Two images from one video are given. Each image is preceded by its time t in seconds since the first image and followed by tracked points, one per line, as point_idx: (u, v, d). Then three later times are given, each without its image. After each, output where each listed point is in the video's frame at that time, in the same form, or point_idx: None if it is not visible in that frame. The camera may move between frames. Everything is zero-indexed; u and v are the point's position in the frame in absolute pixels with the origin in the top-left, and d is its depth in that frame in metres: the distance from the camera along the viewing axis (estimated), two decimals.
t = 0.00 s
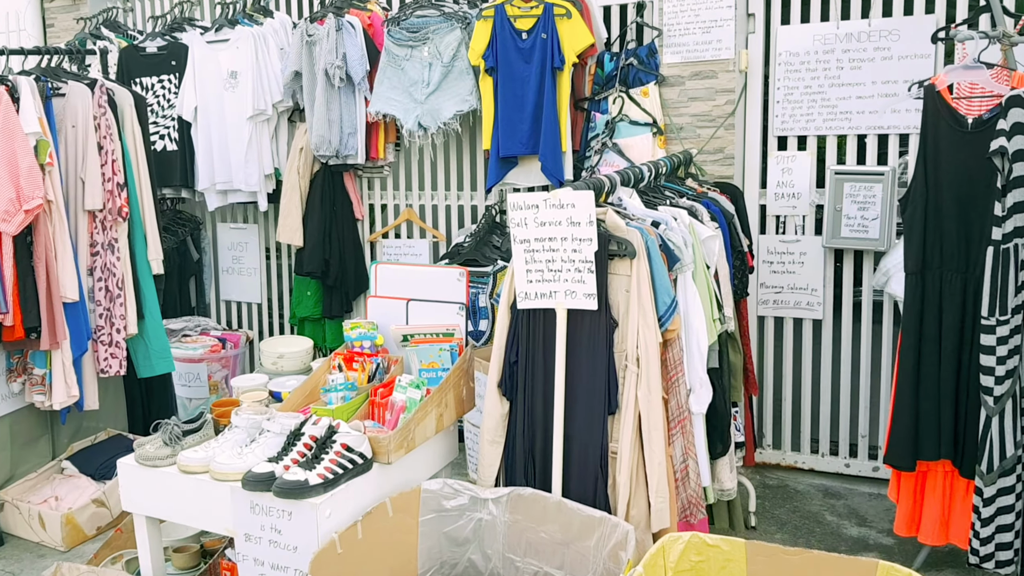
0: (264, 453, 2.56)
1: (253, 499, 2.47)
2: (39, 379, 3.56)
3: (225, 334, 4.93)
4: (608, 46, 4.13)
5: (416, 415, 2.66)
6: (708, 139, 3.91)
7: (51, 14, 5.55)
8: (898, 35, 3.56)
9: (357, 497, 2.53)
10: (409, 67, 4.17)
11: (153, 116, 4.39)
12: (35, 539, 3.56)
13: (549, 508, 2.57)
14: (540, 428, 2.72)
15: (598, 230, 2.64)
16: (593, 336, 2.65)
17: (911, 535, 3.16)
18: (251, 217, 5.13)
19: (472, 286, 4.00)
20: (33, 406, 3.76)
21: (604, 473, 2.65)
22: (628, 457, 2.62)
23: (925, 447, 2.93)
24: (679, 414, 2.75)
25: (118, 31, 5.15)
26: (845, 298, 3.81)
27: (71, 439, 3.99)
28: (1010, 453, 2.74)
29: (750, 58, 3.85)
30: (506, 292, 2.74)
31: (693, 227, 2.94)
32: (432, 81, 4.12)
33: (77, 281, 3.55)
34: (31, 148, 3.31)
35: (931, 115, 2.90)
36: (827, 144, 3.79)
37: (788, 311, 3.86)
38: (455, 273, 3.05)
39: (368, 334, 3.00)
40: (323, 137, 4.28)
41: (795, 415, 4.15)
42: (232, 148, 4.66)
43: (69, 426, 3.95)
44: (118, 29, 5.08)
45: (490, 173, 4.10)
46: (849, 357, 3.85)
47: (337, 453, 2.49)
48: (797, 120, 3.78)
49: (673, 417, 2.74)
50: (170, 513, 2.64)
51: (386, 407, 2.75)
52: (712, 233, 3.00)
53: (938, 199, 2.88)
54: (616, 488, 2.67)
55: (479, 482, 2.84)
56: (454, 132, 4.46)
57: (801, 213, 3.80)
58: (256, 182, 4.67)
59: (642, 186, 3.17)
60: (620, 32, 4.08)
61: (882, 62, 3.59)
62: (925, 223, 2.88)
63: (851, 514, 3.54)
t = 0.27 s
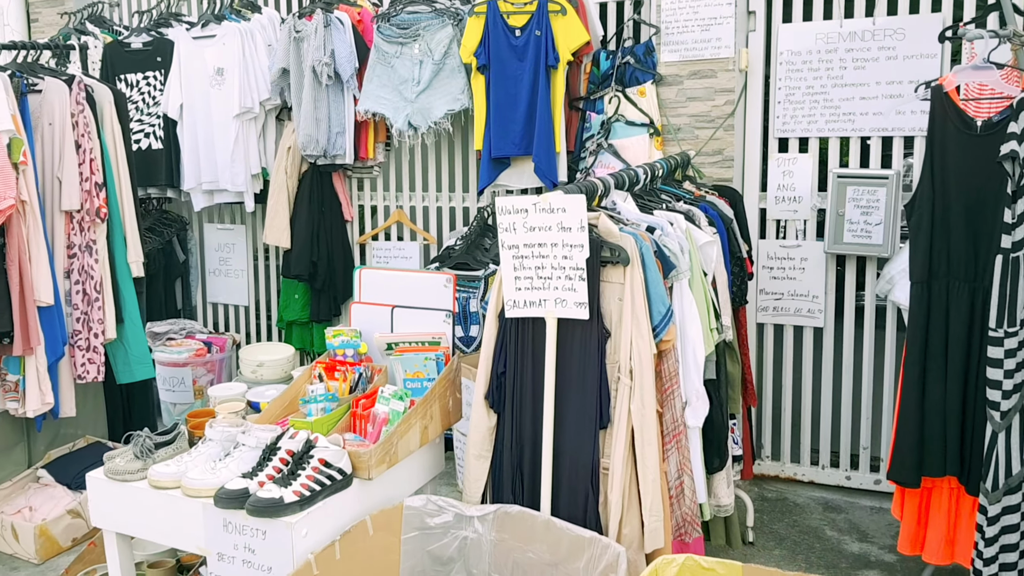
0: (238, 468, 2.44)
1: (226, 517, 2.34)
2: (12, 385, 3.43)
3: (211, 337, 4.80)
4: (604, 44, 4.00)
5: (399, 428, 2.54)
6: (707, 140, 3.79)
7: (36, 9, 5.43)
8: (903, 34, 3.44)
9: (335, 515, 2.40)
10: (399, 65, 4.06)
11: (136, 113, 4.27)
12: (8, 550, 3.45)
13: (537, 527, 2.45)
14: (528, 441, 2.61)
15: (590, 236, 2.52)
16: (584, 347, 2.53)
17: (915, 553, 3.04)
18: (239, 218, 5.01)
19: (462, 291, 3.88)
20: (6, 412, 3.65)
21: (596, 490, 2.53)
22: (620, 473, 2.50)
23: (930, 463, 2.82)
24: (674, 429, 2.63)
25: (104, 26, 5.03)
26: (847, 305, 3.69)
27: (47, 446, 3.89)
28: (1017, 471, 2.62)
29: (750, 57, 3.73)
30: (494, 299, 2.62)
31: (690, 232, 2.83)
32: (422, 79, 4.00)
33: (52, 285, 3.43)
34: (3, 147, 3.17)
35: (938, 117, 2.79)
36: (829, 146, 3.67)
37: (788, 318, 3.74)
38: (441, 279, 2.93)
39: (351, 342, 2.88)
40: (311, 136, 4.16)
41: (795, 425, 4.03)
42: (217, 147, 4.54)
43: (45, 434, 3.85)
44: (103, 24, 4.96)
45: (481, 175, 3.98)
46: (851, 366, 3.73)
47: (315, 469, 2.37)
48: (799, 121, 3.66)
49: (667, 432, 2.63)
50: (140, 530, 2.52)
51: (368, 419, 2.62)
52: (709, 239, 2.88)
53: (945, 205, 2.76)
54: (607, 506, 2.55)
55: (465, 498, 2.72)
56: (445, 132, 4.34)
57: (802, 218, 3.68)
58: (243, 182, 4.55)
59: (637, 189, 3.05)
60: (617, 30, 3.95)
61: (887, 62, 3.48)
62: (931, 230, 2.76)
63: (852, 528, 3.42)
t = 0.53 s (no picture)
0: (217, 477, 2.34)
1: (203, 528, 2.25)
2: None
3: (200, 338, 4.70)
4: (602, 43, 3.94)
5: (384, 437, 2.44)
6: (707, 141, 3.69)
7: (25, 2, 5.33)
8: (909, 34, 3.35)
9: (316, 527, 2.31)
10: (392, 61, 3.96)
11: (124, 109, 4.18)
12: None
13: (526, 541, 2.36)
14: (518, 451, 2.51)
15: (584, 239, 2.43)
16: (577, 354, 2.44)
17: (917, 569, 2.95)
18: (229, 216, 4.91)
19: (454, 293, 3.79)
20: None
21: (588, 503, 2.44)
22: (614, 486, 2.40)
23: (934, 477, 2.72)
24: (670, 439, 2.53)
25: (93, 21, 4.93)
26: (849, 312, 3.60)
27: (29, 449, 3.80)
28: None
29: (752, 56, 3.64)
30: (484, 304, 2.53)
31: (688, 236, 2.74)
32: (416, 76, 3.91)
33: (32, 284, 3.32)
34: None
35: (946, 120, 2.69)
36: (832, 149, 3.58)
37: (788, 324, 3.65)
38: (430, 282, 2.83)
39: (337, 346, 2.79)
40: (302, 133, 4.06)
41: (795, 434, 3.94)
42: (207, 144, 4.45)
43: (27, 436, 3.76)
44: (92, 18, 4.87)
45: (476, 175, 3.89)
46: (852, 374, 3.64)
47: (295, 480, 2.27)
48: (801, 122, 3.57)
49: (663, 443, 2.54)
50: (115, 541, 2.43)
51: (353, 427, 2.53)
52: (708, 243, 2.79)
53: (952, 210, 2.67)
54: (600, 520, 2.46)
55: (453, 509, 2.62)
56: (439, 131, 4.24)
57: (803, 222, 3.59)
58: (232, 179, 4.46)
59: (634, 191, 2.96)
60: (616, 28, 3.89)
61: (892, 63, 3.39)
62: (938, 236, 2.67)
63: (852, 541, 3.32)
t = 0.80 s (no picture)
0: (206, 485, 2.26)
1: (191, 538, 2.16)
2: None
3: (195, 339, 4.61)
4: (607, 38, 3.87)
5: (380, 443, 2.36)
6: (714, 139, 3.60)
7: None
8: (922, 29, 3.25)
9: (308, 537, 2.22)
10: (391, 56, 3.88)
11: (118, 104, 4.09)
12: None
13: (527, 553, 2.27)
14: (519, 459, 2.43)
15: (588, 239, 2.34)
16: (581, 358, 2.35)
17: None
18: (225, 214, 4.82)
19: (454, 293, 3.71)
20: None
21: (591, 512, 2.35)
22: (618, 496, 2.32)
23: (949, 486, 2.63)
24: (676, 447, 2.45)
25: (89, 15, 4.85)
26: (859, 314, 3.51)
27: (19, 452, 3.71)
28: None
29: (760, 52, 3.54)
30: (484, 306, 2.44)
31: (695, 236, 2.65)
32: (416, 71, 3.83)
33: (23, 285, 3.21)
34: None
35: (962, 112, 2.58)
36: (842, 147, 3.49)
37: (797, 327, 3.56)
38: (429, 283, 2.71)
39: (333, 348, 2.71)
40: (299, 130, 3.97)
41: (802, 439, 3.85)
42: (203, 141, 4.36)
43: (16, 439, 3.68)
44: (87, 13, 4.79)
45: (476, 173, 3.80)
46: (862, 378, 3.55)
47: (287, 488, 2.18)
48: (810, 119, 3.48)
49: (669, 450, 2.45)
50: (101, 550, 2.34)
51: (347, 433, 2.45)
52: (716, 243, 2.70)
53: (969, 208, 2.58)
54: (603, 530, 2.37)
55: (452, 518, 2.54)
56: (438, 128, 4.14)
57: (812, 221, 3.49)
58: (228, 177, 4.37)
59: (639, 190, 2.88)
60: (620, 23, 3.80)
61: (905, 59, 3.29)
62: (954, 235, 2.58)
63: (862, 550, 3.23)
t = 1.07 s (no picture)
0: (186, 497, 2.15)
1: (169, 553, 2.06)
2: None
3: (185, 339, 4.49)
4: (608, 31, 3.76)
5: (369, 452, 2.25)
6: (717, 135, 3.49)
7: None
8: (934, 21, 3.14)
9: (292, 552, 2.11)
10: (385, 50, 3.77)
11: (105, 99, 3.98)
12: None
13: (523, 568, 2.16)
14: (514, 469, 2.32)
15: (587, 239, 2.24)
16: (579, 364, 2.24)
17: None
18: (216, 212, 4.71)
19: (450, 294, 3.60)
20: None
21: (590, 525, 2.25)
22: (618, 508, 2.21)
23: (963, 497, 2.53)
24: (679, 457, 2.34)
25: (76, 8, 4.73)
26: (867, 316, 3.40)
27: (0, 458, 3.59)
28: None
29: (765, 45, 3.43)
30: (478, 309, 2.33)
31: (699, 237, 2.54)
32: (410, 65, 3.71)
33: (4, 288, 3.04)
34: None
35: (979, 110, 2.48)
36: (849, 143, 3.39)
37: (802, 329, 3.45)
38: (422, 284, 2.59)
39: (321, 353, 2.59)
40: (291, 125, 3.85)
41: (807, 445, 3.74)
42: (192, 137, 4.25)
43: None
44: (75, 5, 4.68)
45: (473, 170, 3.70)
46: (870, 382, 3.44)
47: (271, 501, 2.07)
48: (817, 115, 3.37)
49: (672, 461, 2.34)
50: (76, 564, 2.23)
51: (335, 441, 2.34)
52: (721, 243, 2.60)
53: (985, 209, 2.47)
54: (603, 544, 2.27)
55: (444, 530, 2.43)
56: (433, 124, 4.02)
57: (819, 221, 3.38)
58: (218, 173, 4.26)
59: (640, 188, 2.77)
60: (621, 15, 3.69)
61: (915, 52, 3.18)
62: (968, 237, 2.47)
63: (871, 560, 3.13)
